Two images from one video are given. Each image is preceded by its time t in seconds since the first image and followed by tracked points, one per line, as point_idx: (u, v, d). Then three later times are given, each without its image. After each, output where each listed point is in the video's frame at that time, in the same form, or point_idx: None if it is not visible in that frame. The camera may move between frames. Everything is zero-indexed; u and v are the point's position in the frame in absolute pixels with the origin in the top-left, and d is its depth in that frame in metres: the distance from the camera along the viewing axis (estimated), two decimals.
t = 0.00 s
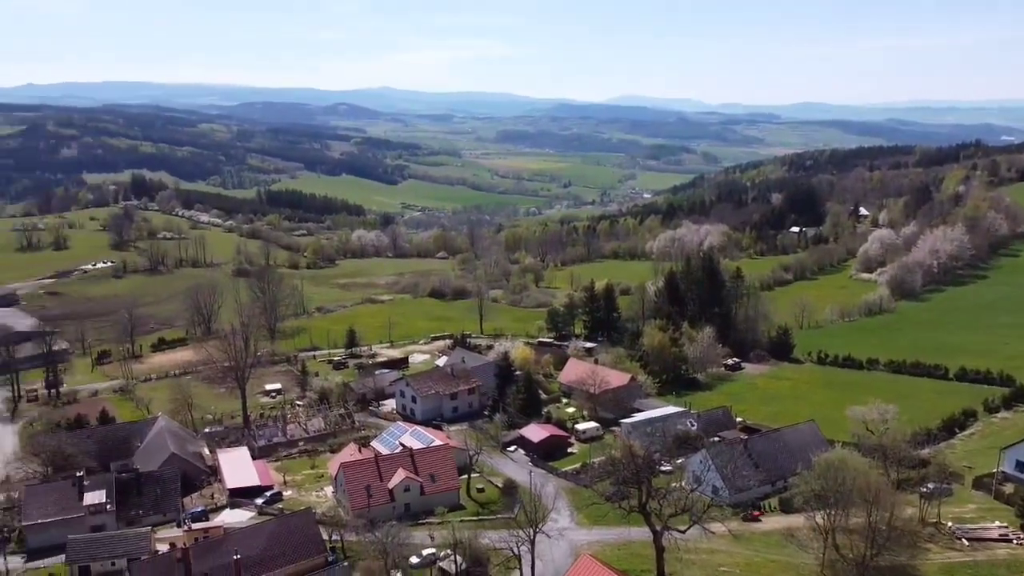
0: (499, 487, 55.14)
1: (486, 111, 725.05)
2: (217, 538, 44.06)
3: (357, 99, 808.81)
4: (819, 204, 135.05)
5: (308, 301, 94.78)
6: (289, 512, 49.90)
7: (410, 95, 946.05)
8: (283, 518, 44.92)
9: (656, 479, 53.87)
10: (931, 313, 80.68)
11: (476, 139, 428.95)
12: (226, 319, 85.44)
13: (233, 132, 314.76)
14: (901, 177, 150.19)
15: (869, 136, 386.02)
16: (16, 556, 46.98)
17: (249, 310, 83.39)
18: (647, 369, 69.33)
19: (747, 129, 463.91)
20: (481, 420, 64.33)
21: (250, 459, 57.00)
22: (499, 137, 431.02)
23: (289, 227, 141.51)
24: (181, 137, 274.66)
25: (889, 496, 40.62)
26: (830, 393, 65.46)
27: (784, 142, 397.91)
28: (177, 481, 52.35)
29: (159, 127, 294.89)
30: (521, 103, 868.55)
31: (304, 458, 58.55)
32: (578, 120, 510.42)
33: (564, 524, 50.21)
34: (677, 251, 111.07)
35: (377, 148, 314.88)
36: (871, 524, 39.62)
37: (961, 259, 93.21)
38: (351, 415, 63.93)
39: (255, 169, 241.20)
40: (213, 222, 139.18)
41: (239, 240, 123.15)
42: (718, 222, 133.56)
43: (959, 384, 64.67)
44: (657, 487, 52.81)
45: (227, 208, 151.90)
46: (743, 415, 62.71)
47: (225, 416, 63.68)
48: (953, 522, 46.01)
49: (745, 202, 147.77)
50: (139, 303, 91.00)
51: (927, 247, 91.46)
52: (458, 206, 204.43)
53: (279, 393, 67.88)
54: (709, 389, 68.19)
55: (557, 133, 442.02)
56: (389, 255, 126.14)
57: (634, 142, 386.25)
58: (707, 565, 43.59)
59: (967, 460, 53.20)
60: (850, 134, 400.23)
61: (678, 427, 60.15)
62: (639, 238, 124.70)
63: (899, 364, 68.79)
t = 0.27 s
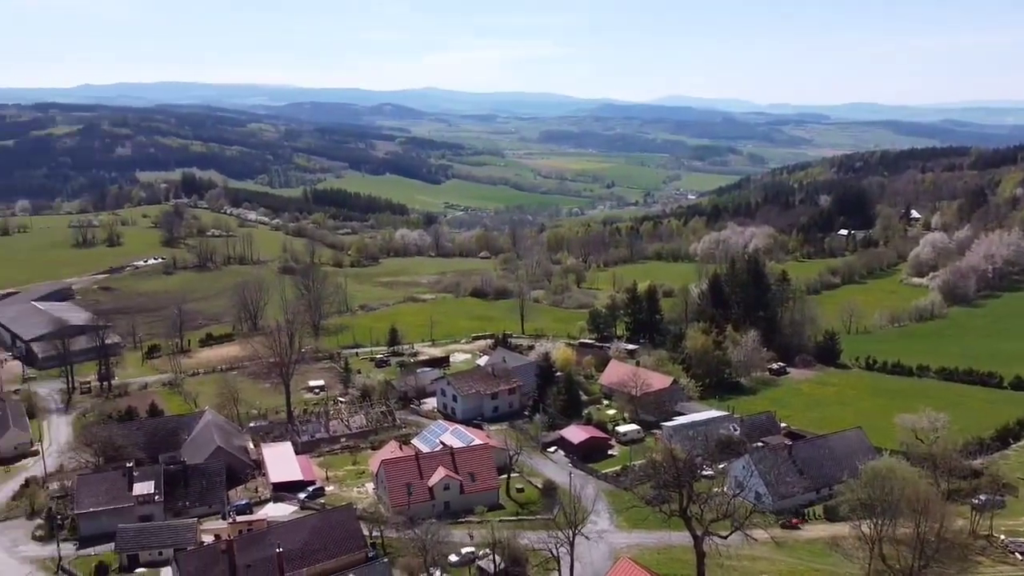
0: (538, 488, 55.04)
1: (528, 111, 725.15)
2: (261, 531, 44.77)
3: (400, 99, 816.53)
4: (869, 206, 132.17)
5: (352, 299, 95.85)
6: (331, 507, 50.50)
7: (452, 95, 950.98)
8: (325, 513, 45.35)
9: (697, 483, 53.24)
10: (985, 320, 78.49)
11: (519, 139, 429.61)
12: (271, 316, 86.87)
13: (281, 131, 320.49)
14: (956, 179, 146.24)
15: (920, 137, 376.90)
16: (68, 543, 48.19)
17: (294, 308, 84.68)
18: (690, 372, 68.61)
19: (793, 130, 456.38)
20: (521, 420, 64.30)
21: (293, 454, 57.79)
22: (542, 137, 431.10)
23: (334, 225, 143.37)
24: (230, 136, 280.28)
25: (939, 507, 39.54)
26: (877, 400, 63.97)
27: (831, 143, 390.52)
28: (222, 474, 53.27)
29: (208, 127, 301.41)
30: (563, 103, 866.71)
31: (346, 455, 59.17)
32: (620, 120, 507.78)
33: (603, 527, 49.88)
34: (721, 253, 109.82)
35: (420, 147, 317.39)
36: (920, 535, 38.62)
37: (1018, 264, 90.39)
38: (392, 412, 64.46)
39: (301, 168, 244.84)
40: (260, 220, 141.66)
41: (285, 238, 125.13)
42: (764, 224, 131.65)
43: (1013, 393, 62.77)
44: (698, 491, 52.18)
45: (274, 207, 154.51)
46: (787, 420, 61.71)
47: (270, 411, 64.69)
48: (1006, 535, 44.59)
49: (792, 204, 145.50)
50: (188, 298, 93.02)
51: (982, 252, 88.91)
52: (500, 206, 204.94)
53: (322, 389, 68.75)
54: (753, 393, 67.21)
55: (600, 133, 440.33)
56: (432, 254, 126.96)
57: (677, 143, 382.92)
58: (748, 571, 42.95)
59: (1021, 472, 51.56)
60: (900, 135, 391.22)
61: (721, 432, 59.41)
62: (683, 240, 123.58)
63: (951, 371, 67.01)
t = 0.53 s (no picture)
0: (572, 489, 54.84)
1: (564, 111, 723.86)
2: (297, 526, 45.25)
3: (437, 99, 821.50)
4: (914, 209, 129.39)
5: (388, 298, 96.56)
6: (366, 504, 50.87)
7: (488, 94, 953.32)
8: (361, 510, 45.71)
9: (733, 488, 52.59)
10: None
11: (556, 139, 429.23)
12: (310, 313, 87.90)
13: (320, 131, 324.40)
14: (1006, 181, 142.48)
15: (967, 138, 368.00)
16: (112, 533, 49.14)
17: (332, 306, 85.59)
18: (727, 375, 67.82)
19: (834, 130, 448.83)
20: (556, 421, 64.15)
21: (330, 450, 58.36)
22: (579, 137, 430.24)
23: (372, 224, 144.64)
24: (271, 136, 284.58)
25: (984, 517, 38.50)
26: (920, 408, 62.59)
27: (875, 144, 383.36)
28: (260, 469, 53.95)
29: (250, 127, 306.30)
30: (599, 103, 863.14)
31: (381, 452, 59.57)
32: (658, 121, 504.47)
33: (638, 530, 49.52)
34: (761, 255, 108.49)
35: (458, 147, 318.85)
36: (964, 545, 37.65)
37: None
38: (428, 411, 64.76)
39: (340, 167, 247.52)
40: (300, 219, 143.46)
41: (324, 237, 126.54)
42: (805, 226, 129.69)
43: None
44: (734, 496, 51.55)
45: (313, 206, 156.39)
46: (827, 426, 60.68)
47: (307, 408, 65.41)
48: None
49: (834, 205, 143.13)
50: (229, 295, 94.53)
51: None
52: (537, 206, 204.90)
53: (358, 387, 69.33)
54: (792, 398, 66.22)
55: (637, 133, 437.97)
56: (469, 254, 127.35)
57: (715, 143, 379.16)
58: None
59: None
60: (946, 136, 382.54)
61: (758, 436, 58.64)
62: (722, 241, 122.31)
63: (998, 379, 65.29)
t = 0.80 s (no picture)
0: (606, 491, 54.56)
1: (600, 111, 720.86)
2: (332, 521, 45.66)
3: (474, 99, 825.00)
4: (960, 211, 126.55)
5: (425, 297, 97.15)
6: (401, 501, 51.15)
7: (524, 94, 954.22)
8: (395, 507, 45.97)
9: (770, 493, 51.90)
10: None
11: (593, 138, 428.06)
12: (347, 311, 88.80)
13: (359, 130, 327.86)
14: None
15: (1016, 138, 358.13)
16: (152, 524, 50.15)
17: (369, 304, 86.36)
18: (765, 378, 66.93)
19: (876, 130, 440.65)
20: (591, 422, 63.95)
21: (365, 447, 58.84)
22: (616, 137, 428.67)
23: (409, 224, 145.68)
24: (310, 135, 288.19)
25: None
26: (965, 415, 61.08)
27: (919, 145, 375.36)
28: (297, 464, 54.61)
29: (291, 126, 310.67)
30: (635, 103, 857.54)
31: (415, 450, 59.89)
32: (695, 121, 500.11)
33: (672, 533, 49.12)
34: (801, 257, 106.98)
35: (495, 147, 319.67)
36: (1010, 557, 36.59)
37: None
38: (462, 410, 64.99)
39: (377, 167, 249.85)
40: (338, 217, 145.17)
41: (362, 235, 127.78)
42: (847, 228, 127.52)
43: None
44: (771, 501, 50.88)
45: (351, 205, 158.03)
46: (868, 432, 59.55)
47: (343, 405, 66.05)
48: None
49: (878, 207, 140.38)
50: (268, 293, 95.92)
51: None
52: (574, 206, 204.52)
53: (394, 385, 69.85)
54: (831, 403, 65.12)
55: (674, 133, 434.81)
56: (505, 253, 127.60)
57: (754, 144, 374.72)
58: None
59: None
60: (994, 137, 372.82)
61: (796, 441, 57.79)
62: (760, 243, 120.89)
63: None
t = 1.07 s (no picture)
0: (646, 494, 54.14)
1: (642, 111, 715.78)
2: (373, 517, 46.05)
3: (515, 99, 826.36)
4: (1017, 214, 122.72)
5: (466, 296, 97.59)
6: (440, 499, 51.39)
7: (565, 94, 952.52)
8: (434, 504, 46.15)
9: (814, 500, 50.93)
10: None
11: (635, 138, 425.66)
12: (389, 309, 89.62)
13: (402, 130, 330.86)
14: None
15: None
16: (198, 515, 51.16)
17: (411, 303, 87.04)
18: (810, 383, 65.80)
19: (926, 131, 430.01)
20: (631, 424, 63.52)
21: (406, 444, 59.26)
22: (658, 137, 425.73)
23: (451, 223, 146.53)
24: (354, 134, 291.68)
25: None
26: (1019, 425, 59.26)
27: (972, 146, 365.23)
28: (338, 460, 55.19)
29: (336, 126, 314.87)
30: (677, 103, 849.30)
31: (455, 448, 60.15)
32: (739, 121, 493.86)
33: (712, 538, 48.52)
34: (848, 261, 104.96)
35: (537, 146, 319.86)
36: None
37: None
38: (502, 409, 65.09)
39: (421, 167, 251.75)
40: (381, 216, 146.67)
41: (404, 234, 128.87)
42: (897, 231, 124.67)
43: None
44: (815, 508, 49.94)
45: (394, 203, 159.49)
46: (917, 439, 58.18)
47: (385, 402, 66.63)
48: None
49: (930, 210, 136.93)
50: (312, 290, 97.27)
51: None
52: (616, 206, 203.43)
53: (435, 383, 70.25)
54: (878, 410, 63.75)
55: (717, 133, 430.02)
56: (547, 253, 127.59)
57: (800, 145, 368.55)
58: None
59: None
60: None
61: (842, 447, 56.66)
62: (807, 246, 118.85)
63: None
